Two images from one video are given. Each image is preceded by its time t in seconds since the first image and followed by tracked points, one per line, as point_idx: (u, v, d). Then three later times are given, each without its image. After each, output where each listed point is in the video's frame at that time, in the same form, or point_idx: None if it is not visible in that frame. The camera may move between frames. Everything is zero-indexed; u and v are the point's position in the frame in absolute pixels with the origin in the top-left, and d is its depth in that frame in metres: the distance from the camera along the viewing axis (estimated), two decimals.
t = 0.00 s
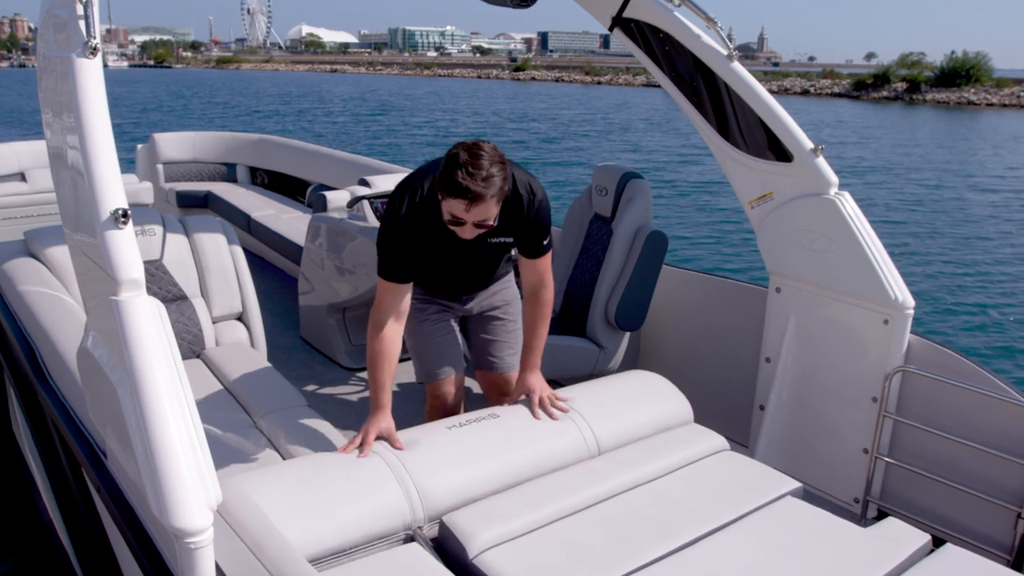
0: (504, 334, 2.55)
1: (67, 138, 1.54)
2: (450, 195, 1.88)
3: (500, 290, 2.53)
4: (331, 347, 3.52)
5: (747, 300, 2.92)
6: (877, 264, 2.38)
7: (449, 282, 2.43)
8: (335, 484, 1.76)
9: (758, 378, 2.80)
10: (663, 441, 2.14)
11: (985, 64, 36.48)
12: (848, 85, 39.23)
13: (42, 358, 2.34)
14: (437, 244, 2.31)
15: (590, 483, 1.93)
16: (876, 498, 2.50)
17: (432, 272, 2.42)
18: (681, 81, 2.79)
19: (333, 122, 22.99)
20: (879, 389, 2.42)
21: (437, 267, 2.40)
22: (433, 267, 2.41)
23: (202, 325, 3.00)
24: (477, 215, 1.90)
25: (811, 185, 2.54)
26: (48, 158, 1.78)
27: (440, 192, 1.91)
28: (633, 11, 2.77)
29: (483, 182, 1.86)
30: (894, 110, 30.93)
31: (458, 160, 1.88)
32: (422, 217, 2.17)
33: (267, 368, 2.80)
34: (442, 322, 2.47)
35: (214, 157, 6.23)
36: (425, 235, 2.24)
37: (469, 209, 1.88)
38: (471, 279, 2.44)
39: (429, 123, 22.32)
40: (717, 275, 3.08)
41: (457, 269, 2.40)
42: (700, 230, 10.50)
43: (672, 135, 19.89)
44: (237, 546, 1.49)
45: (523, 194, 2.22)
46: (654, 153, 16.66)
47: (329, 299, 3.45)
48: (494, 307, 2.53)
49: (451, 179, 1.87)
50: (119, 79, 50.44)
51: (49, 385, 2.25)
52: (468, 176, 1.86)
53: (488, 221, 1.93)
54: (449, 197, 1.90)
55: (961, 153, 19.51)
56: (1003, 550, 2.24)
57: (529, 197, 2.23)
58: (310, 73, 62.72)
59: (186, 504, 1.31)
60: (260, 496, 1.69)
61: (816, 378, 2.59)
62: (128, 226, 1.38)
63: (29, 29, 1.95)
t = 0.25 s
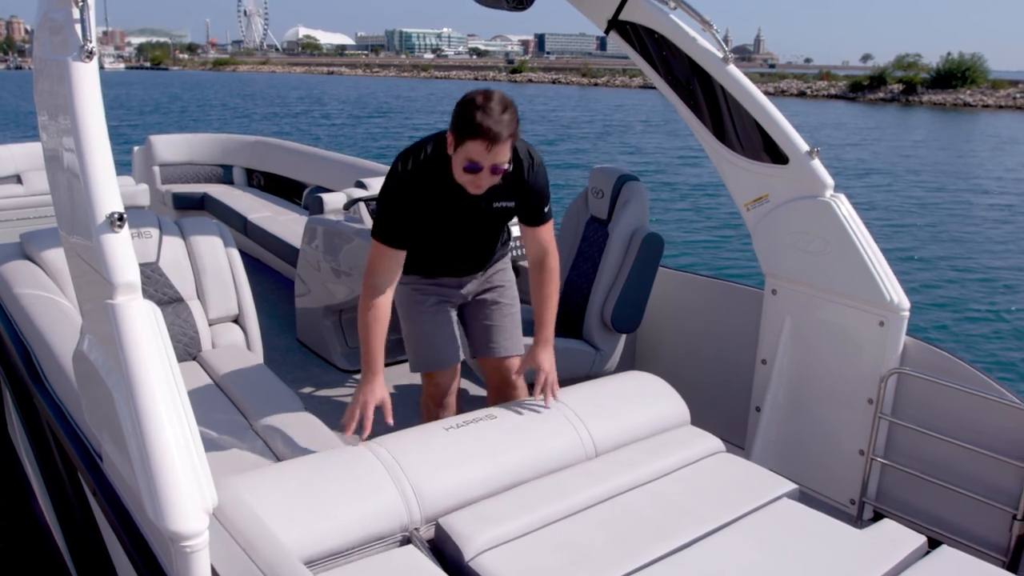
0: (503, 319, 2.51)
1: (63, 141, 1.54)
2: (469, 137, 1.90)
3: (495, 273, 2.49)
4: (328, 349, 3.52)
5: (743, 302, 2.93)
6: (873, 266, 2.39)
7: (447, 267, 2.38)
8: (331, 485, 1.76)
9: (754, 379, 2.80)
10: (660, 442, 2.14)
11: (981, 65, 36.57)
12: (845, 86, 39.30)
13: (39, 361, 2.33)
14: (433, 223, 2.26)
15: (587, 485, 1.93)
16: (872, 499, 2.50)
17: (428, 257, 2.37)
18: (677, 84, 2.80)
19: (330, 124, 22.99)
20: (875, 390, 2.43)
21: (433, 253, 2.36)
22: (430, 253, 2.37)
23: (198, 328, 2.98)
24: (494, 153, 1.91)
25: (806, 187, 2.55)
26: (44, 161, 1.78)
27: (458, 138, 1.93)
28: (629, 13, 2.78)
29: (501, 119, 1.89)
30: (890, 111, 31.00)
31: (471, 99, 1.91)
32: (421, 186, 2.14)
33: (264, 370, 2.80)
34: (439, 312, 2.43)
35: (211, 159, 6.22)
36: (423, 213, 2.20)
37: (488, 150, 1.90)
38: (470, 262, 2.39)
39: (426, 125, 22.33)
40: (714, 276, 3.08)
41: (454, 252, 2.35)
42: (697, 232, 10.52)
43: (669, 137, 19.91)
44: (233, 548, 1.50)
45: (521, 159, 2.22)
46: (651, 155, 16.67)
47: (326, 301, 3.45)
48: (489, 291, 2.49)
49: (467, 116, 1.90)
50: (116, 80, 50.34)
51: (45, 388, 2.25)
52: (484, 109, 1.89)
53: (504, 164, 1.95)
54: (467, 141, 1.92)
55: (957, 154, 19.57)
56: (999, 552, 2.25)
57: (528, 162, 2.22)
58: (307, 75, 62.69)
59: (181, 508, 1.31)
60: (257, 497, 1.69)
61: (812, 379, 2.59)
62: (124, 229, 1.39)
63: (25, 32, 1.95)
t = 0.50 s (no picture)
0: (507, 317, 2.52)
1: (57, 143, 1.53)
2: (493, 88, 2.02)
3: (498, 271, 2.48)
4: (323, 351, 3.52)
5: (738, 304, 2.93)
6: (867, 269, 2.39)
7: (449, 259, 2.39)
8: (326, 487, 1.76)
9: (749, 381, 2.80)
10: (654, 444, 2.14)
11: (975, 68, 36.71)
12: (839, 88, 39.40)
13: (33, 364, 2.33)
14: (438, 207, 2.30)
15: (581, 487, 1.93)
16: (867, 501, 2.51)
17: (429, 251, 2.38)
18: (672, 87, 2.81)
19: (326, 126, 22.98)
20: (869, 392, 2.43)
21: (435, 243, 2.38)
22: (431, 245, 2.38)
23: (193, 331, 2.96)
24: (517, 103, 2.04)
25: (800, 189, 2.55)
26: (38, 164, 1.77)
27: (482, 91, 2.04)
28: (623, 16, 2.79)
29: (523, 72, 2.02)
30: (885, 114, 31.09)
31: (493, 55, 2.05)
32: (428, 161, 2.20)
33: (258, 372, 2.79)
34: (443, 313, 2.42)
35: (206, 161, 6.22)
36: (427, 193, 2.26)
37: (512, 101, 2.02)
38: (473, 252, 2.40)
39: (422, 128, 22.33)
40: (709, 279, 3.09)
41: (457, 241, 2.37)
42: (692, 234, 10.53)
43: (664, 139, 19.94)
44: (227, 551, 1.49)
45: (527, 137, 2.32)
46: (646, 157, 16.69)
47: (321, 303, 3.45)
48: (494, 291, 2.49)
49: (489, 69, 2.03)
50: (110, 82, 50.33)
51: (40, 391, 2.24)
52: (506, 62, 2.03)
53: (524, 118, 2.07)
54: (491, 93, 2.04)
55: (952, 157, 19.62)
56: (992, 553, 2.25)
57: (533, 138, 2.32)
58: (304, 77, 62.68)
59: (175, 512, 1.30)
60: (251, 499, 1.69)
61: (807, 380, 2.60)
62: (118, 233, 1.38)
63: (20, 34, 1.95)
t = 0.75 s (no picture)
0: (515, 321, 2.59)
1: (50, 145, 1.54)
2: (518, 72, 2.10)
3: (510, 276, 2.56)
4: (316, 353, 3.51)
5: (730, 306, 2.94)
6: (859, 270, 2.41)
7: (465, 254, 2.42)
8: (319, 489, 1.76)
9: (742, 382, 2.81)
10: (647, 446, 2.15)
11: (967, 70, 36.85)
12: (832, 91, 39.51)
13: (25, 366, 2.33)
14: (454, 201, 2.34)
15: (574, 489, 1.94)
16: (859, 502, 2.52)
17: (443, 248, 2.42)
18: (664, 89, 2.82)
19: (320, 128, 22.97)
20: (861, 394, 2.44)
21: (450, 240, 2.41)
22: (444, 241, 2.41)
23: (186, 333, 2.98)
24: (541, 88, 2.13)
25: (792, 192, 2.56)
26: (31, 166, 1.78)
27: (505, 76, 2.12)
28: (616, 18, 2.80)
29: (544, 58, 2.12)
30: (878, 116, 31.19)
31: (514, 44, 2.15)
32: (446, 153, 2.25)
33: (250, 374, 2.78)
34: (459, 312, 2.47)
35: (200, 163, 6.21)
36: (445, 183, 2.29)
37: (536, 85, 2.11)
38: (487, 245, 2.44)
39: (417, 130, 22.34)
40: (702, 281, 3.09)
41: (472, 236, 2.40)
42: (686, 236, 10.54)
43: (658, 141, 19.98)
44: (218, 553, 1.50)
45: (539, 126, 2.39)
46: (640, 159, 16.71)
47: (315, 305, 3.45)
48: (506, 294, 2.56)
49: (513, 55, 2.12)
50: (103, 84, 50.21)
51: (32, 393, 2.24)
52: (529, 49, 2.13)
53: (546, 102, 2.16)
54: (515, 77, 2.11)
55: (944, 159, 19.69)
56: (983, 554, 2.26)
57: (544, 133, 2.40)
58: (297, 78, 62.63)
59: (167, 513, 1.29)
60: (244, 502, 1.69)
61: (800, 381, 2.61)
62: (110, 235, 1.39)
63: (13, 37, 1.95)
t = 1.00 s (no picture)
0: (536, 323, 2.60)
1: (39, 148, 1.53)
2: (557, 66, 2.13)
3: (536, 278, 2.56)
4: (308, 356, 3.51)
5: (721, 307, 2.95)
6: (849, 271, 2.42)
7: (492, 250, 2.44)
8: (309, 490, 1.76)
9: (733, 384, 2.83)
10: (638, 448, 2.15)
11: (957, 72, 37.06)
12: (823, 92, 39.67)
13: (15, 369, 2.32)
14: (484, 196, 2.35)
15: (566, 490, 1.94)
16: (849, 503, 2.53)
17: (469, 244, 2.44)
18: (655, 91, 2.83)
19: (312, 131, 22.94)
20: (851, 395, 2.46)
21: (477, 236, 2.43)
22: (470, 237, 2.43)
23: (177, 335, 2.97)
24: (576, 81, 2.17)
25: (782, 194, 2.58)
26: (21, 169, 1.77)
27: (544, 69, 2.14)
28: (607, 21, 2.81)
29: (579, 52, 2.15)
30: (868, 117, 31.33)
31: (549, 37, 2.17)
32: (479, 147, 2.26)
33: (241, 377, 2.78)
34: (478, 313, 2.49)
35: (191, 166, 6.19)
36: (476, 174, 2.30)
37: (572, 78, 2.14)
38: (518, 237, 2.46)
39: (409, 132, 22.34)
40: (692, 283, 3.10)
41: (500, 234, 2.43)
42: (677, 238, 10.57)
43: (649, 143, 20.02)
44: (209, 554, 1.50)
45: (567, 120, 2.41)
46: (632, 161, 16.74)
47: (306, 308, 3.45)
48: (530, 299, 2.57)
49: (549, 47, 2.14)
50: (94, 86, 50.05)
51: (22, 396, 2.23)
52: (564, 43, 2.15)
53: (579, 94, 2.20)
54: (553, 70, 2.14)
55: (934, 160, 19.80)
56: (973, 553, 2.28)
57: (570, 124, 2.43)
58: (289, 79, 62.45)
59: (157, 515, 1.29)
60: (235, 503, 1.69)
61: (790, 381, 2.62)
62: (100, 237, 1.39)
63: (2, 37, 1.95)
